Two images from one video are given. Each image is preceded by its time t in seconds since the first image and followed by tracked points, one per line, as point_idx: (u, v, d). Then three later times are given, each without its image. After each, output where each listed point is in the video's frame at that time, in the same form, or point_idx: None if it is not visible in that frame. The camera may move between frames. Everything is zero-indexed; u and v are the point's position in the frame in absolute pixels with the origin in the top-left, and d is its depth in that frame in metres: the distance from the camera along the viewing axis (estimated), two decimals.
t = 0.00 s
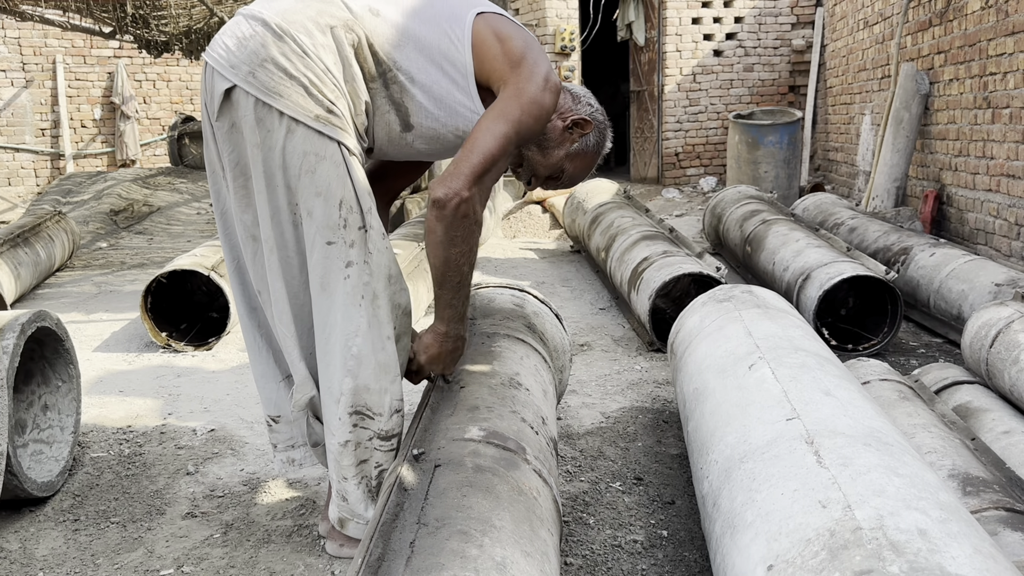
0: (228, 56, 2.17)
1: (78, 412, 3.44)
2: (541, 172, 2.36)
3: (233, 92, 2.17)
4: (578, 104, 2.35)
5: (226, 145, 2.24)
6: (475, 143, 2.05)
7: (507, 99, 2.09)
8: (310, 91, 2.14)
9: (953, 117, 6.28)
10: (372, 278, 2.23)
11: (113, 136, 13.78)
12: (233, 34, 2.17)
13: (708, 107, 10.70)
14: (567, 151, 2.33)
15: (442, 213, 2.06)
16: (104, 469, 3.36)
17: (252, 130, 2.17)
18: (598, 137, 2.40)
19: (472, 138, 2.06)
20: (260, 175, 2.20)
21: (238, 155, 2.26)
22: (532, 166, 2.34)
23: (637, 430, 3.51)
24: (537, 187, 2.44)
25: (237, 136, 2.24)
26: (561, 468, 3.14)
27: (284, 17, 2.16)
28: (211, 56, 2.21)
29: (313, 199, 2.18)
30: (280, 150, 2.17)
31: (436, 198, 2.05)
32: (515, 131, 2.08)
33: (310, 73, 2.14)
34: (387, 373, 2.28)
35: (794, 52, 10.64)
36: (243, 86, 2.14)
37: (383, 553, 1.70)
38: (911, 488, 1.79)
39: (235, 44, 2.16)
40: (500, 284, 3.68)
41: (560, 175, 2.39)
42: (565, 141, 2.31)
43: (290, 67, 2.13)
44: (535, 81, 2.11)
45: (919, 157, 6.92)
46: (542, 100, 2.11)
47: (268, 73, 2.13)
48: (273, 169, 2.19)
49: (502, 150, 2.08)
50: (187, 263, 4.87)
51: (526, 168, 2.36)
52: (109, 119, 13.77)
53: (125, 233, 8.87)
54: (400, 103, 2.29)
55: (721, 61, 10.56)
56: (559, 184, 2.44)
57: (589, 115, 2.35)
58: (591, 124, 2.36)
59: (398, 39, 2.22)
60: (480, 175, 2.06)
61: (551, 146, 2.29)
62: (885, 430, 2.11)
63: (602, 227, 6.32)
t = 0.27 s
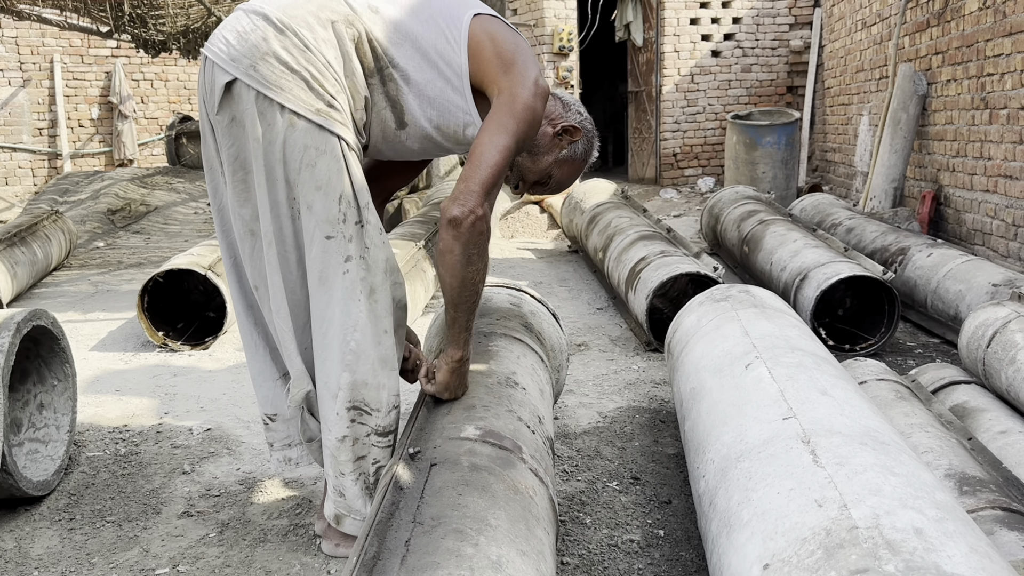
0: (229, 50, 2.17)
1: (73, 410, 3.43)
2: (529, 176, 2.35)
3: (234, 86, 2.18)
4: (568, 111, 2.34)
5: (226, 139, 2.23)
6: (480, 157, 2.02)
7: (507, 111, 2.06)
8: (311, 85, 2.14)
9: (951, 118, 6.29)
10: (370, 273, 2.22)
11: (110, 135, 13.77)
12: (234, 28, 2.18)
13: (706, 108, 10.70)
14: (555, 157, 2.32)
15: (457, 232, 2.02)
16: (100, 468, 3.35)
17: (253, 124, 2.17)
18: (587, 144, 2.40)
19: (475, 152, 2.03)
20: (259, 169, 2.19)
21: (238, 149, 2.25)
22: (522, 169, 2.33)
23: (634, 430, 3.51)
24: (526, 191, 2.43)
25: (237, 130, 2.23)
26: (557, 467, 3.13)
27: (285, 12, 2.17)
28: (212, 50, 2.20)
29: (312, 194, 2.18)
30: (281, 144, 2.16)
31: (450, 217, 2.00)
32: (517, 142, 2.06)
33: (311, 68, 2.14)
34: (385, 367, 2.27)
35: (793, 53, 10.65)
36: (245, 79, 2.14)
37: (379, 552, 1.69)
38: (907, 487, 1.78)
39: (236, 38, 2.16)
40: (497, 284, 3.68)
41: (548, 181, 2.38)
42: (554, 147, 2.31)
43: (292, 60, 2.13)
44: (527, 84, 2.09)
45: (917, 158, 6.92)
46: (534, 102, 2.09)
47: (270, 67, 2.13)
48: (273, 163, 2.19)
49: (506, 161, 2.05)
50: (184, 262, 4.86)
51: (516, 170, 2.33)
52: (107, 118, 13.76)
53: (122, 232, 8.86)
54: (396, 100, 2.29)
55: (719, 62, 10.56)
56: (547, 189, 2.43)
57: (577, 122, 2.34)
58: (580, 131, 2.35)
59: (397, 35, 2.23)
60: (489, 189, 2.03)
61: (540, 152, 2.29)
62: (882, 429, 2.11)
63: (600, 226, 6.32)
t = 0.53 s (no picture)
0: (229, 49, 2.17)
1: (75, 408, 3.44)
2: (545, 155, 2.35)
3: (235, 85, 2.18)
4: (582, 86, 2.33)
5: (228, 139, 2.23)
6: (451, 112, 2.09)
7: (496, 75, 2.10)
8: (312, 83, 2.14)
9: (951, 116, 6.29)
10: (373, 271, 2.23)
11: (110, 134, 13.77)
12: (234, 27, 2.17)
13: (706, 106, 10.71)
14: (570, 133, 2.31)
15: (408, 177, 2.10)
16: (102, 465, 3.35)
17: (255, 123, 2.18)
18: (603, 119, 2.38)
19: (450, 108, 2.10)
20: (262, 168, 2.20)
21: (240, 148, 2.25)
22: (536, 149, 2.32)
23: (635, 427, 3.52)
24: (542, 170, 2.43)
25: (239, 130, 2.23)
26: (558, 465, 3.14)
27: (284, 8, 2.15)
28: (212, 50, 2.20)
29: (315, 192, 2.19)
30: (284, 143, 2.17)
31: (404, 162, 2.09)
32: (501, 107, 2.09)
33: (312, 65, 2.14)
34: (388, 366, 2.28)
35: (793, 51, 10.65)
36: (246, 78, 2.14)
37: (381, 548, 1.70)
38: (907, 483, 1.79)
39: (235, 36, 2.16)
40: (499, 281, 3.68)
41: (563, 158, 2.38)
42: (569, 124, 2.30)
43: (292, 59, 2.13)
44: (531, 60, 2.11)
45: (917, 156, 6.93)
46: (534, 80, 2.11)
47: (271, 66, 2.13)
48: (275, 162, 2.19)
49: (483, 123, 2.10)
50: (185, 260, 4.87)
51: (531, 149, 2.33)
52: (106, 116, 13.76)
53: (122, 230, 8.86)
54: (404, 90, 2.29)
55: (719, 61, 10.57)
56: (562, 166, 2.42)
57: (592, 97, 2.33)
58: (596, 106, 2.34)
59: (399, 27, 2.21)
60: (452, 144, 2.09)
61: (555, 129, 2.28)
62: (882, 426, 2.11)
63: (600, 225, 6.32)
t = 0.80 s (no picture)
0: (228, 47, 2.17)
1: (78, 406, 3.45)
2: (539, 157, 2.37)
3: (235, 83, 2.18)
4: (572, 88, 2.36)
5: (228, 136, 2.23)
6: (469, 119, 2.04)
7: (503, 77, 2.08)
8: (313, 79, 2.15)
9: (953, 113, 6.28)
10: (373, 265, 2.24)
11: (112, 132, 13.78)
12: (233, 25, 2.18)
13: (708, 103, 10.69)
14: (563, 135, 2.33)
15: (434, 184, 2.04)
16: (105, 463, 3.36)
17: (256, 120, 2.18)
18: (594, 120, 2.40)
19: (467, 115, 2.05)
20: (263, 165, 2.20)
21: (240, 146, 2.25)
22: (530, 150, 2.35)
23: (637, 424, 3.52)
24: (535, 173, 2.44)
25: (239, 127, 2.23)
26: (560, 462, 3.14)
27: (283, 6, 2.17)
28: (211, 48, 2.20)
29: (317, 187, 2.19)
30: (285, 139, 2.18)
31: (429, 169, 2.03)
32: (511, 109, 2.06)
33: (312, 61, 2.15)
34: (388, 359, 2.29)
35: (794, 49, 10.64)
36: (246, 75, 2.15)
37: (384, 543, 1.71)
38: (909, 479, 1.79)
39: (235, 35, 2.17)
40: (500, 279, 3.69)
41: (558, 159, 2.40)
42: (561, 125, 2.32)
43: (292, 55, 2.14)
44: (529, 60, 2.10)
45: (919, 153, 6.92)
46: (538, 79, 2.09)
47: (271, 62, 2.14)
48: (276, 159, 2.20)
49: (497, 127, 2.06)
50: (187, 258, 4.87)
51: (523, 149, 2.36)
52: (108, 115, 13.76)
53: (125, 229, 8.86)
54: (400, 89, 2.30)
55: (720, 58, 10.56)
56: (556, 168, 2.44)
57: (583, 98, 2.36)
58: (587, 107, 2.36)
59: (397, 24, 2.23)
60: (474, 150, 2.04)
61: (547, 131, 2.31)
62: (884, 422, 2.12)
63: (602, 222, 6.32)
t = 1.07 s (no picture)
0: (245, 50, 2.15)
1: (82, 407, 3.45)
2: (520, 181, 2.35)
3: (251, 87, 2.16)
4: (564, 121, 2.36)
5: (242, 140, 2.22)
6: (479, 121, 2.06)
7: (518, 92, 2.09)
8: (331, 88, 2.15)
9: (956, 111, 6.27)
10: (388, 274, 2.22)
11: (115, 132, 13.80)
12: (250, 28, 2.16)
13: (710, 102, 10.68)
14: (548, 164, 2.32)
15: (439, 177, 2.04)
16: (109, 464, 3.37)
17: (271, 126, 2.16)
18: (577, 156, 2.39)
19: (478, 118, 2.06)
20: (278, 170, 2.19)
21: (254, 149, 2.25)
22: (514, 172, 2.33)
23: (640, 424, 3.52)
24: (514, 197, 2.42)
25: (253, 131, 2.22)
26: (564, 462, 3.14)
27: (304, 14, 2.17)
28: (226, 49, 2.18)
29: (332, 194, 2.19)
30: (301, 146, 2.17)
31: (438, 161, 2.03)
32: (521, 124, 2.08)
33: (332, 70, 2.15)
34: (399, 370, 2.26)
35: (797, 46, 10.62)
36: (264, 81, 2.13)
37: (390, 545, 1.71)
38: (914, 480, 1.79)
39: (252, 38, 2.15)
40: (504, 279, 3.69)
41: (537, 188, 2.38)
42: (547, 154, 2.31)
43: (312, 64, 2.14)
44: (546, 82, 2.12)
45: (922, 152, 6.90)
46: (551, 103, 2.11)
47: (290, 69, 2.13)
48: (292, 165, 2.19)
49: (505, 136, 2.07)
50: (190, 259, 4.88)
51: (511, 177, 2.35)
52: (111, 115, 13.79)
53: (128, 229, 8.88)
54: (412, 100, 2.32)
55: (723, 56, 10.54)
56: (534, 196, 2.43)
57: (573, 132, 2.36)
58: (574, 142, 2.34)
59: (414, 37, 2.24)
60: (484, 151, 2.06)
61: (536, 155, 2.30)
62: (889, 423, 2.11)
63: (605, 222, 6.31)
